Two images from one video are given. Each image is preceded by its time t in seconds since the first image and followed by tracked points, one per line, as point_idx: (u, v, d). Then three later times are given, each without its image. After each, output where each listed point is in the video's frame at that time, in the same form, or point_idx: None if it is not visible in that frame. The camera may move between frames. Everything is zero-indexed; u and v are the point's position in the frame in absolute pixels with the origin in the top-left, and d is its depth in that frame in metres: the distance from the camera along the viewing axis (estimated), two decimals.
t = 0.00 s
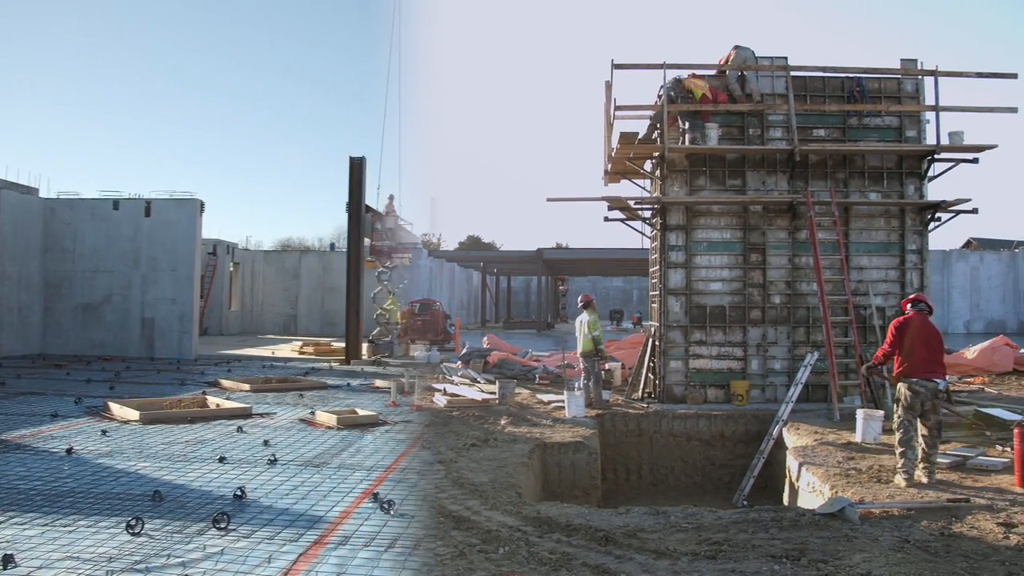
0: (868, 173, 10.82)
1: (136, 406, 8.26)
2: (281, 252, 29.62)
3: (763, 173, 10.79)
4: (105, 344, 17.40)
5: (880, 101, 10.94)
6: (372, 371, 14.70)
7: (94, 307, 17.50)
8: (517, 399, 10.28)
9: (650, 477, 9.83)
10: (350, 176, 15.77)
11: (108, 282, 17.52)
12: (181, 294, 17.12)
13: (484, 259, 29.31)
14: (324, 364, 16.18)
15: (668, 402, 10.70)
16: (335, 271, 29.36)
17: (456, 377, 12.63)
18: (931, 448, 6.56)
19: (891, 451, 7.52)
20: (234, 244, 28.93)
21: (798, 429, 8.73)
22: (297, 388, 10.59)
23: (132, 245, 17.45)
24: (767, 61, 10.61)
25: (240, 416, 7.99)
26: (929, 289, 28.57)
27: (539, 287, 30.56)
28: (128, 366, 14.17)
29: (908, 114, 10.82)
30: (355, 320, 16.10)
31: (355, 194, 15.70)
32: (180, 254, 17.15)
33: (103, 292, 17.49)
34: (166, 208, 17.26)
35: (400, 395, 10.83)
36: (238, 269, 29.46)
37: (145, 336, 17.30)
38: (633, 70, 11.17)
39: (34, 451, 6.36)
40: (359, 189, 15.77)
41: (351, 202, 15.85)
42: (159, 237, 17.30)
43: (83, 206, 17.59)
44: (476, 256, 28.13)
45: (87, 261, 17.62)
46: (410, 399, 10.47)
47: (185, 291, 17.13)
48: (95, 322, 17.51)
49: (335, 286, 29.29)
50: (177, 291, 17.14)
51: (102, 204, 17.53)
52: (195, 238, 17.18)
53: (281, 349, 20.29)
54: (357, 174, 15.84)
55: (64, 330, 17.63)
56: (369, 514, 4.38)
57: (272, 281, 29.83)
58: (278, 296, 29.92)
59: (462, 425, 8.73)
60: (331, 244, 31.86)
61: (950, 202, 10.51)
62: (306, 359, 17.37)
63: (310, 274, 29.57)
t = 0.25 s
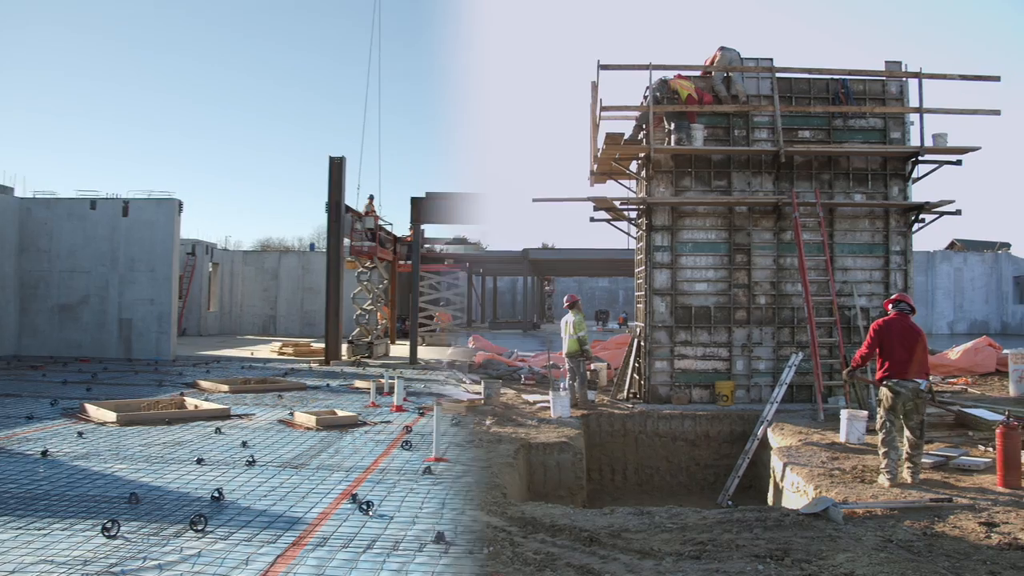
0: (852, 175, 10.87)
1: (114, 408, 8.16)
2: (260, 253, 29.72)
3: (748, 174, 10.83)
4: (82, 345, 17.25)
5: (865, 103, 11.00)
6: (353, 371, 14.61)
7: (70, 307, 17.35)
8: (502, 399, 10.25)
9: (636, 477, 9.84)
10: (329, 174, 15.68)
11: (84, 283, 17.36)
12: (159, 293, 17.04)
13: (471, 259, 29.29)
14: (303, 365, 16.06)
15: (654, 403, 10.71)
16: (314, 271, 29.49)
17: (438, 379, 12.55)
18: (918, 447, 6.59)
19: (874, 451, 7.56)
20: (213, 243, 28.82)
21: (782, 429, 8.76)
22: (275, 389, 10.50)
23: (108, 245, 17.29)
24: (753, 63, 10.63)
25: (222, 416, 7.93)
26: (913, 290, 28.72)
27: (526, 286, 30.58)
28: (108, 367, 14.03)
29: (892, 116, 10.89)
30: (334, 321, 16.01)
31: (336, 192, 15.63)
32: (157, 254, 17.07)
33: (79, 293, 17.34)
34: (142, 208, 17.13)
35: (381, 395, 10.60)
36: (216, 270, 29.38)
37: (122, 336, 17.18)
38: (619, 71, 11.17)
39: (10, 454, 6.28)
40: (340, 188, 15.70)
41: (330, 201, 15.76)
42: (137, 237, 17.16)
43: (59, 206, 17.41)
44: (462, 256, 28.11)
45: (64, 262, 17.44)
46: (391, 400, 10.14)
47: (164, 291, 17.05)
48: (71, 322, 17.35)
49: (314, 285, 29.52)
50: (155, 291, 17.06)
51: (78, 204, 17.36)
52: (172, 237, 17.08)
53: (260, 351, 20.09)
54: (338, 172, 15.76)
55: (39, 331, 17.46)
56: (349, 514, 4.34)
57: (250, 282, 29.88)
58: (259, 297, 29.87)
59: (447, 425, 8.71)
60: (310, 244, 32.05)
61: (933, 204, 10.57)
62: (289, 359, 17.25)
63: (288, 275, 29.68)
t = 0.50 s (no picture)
0: (838, 176, 10.92)
1: (93, 408, 8.09)
2: (239, 253, 29.94)
3: (734, 175, 10.86)
4: (58, 346, 17.18)
5: (850, 105, 11.04)
6: (332, 371, 14.55)
7: (46, 308, 17.28)
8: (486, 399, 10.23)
9: (621, 477, 9.83)
10: (309, 174, 15.69)
11: (60, 283, 17.26)
12: (137, 294, 16.94)
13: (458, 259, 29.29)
14: (282, 365, 15.97)
15: (639, 403, 10.73)
16: (291, 271, 29.88)
17: (419, 380, 12.49)
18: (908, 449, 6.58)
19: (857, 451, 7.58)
20: (191, 243, 29.10)
21: (767, 430, 8.79)
22: (256, 390, 10.45)
23: (84, 245, 17.20)
24: (738, 65, 10.65)
25: (203, 417, 7.90)
26: (898, 292, 28.85)
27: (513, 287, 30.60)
28: (90, 367, 13.93)
29: (877, 119, 10.93)
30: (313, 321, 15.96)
31: (313, 191, 15.61)
32: (134, 254, 16.99)
33: (56, 293, 17.26)
34: (118, 208, 17.08)
35: (360, 396, 10.28)
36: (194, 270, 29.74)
37: (99, 337, 17.10)
38: (605, 72, 11.18)
39: None
40: (318, 188, 15.70)
41: (308, 202, 15.74)
42: (114, 237, 17.07)
43: (34, 206, 17.33)
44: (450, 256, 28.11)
45: (39, 262, 17.35)
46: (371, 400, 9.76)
47: (142, 291, 16.94)
48: (48, 323, 17.28)
49: (294, 286, 29.77)
50: (132, 291, 16.97)
51: (54, 204, 17.26)
52: (149, 236, 16.96)
53: (240, 351, 19.99)
54: (316, 172, 15.77)
55: (15, 332, 17.44)
56: (328, 515, 4.32)
57: (229, 282, 30.02)
58: (235, 297, 30.22)
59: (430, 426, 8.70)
60: (290, 243, 32.27)
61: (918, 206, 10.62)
62: (269, 360, 17.17)
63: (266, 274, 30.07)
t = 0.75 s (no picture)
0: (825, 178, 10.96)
1: (71, 409, 8.01)
2: (220, 252, 30.33)
3: (719, 176, 10.89)
4: (36, 346, 17.04)
5: (836, 106, 11.09)
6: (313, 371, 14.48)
7: (23, 308, 17.12)
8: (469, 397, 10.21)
9: (606, 477, 9.84)
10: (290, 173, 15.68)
11: (38, 282, 17.11)
12: (115, 293, 16.90)
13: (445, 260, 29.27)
14: (262, 365, 15.87)
15: (624, 404, 10.73)
16: (272, 270, 30.37)
17: (400, 380, 12.45)
18: (899, 447, 6.62)
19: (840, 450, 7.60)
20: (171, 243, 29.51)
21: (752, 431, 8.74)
22: (236, 390, 10.38)
23: (62, 244, 17.06)
24: (724, 66, 10.68)
25: (182, 417, 7.84)
26: (882, 293, 28.97)
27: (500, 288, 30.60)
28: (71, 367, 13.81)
29: (863, 121, 10.99)
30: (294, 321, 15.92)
31: (294, 190, 15.58)
32: (113, 253, 16.92)
33: (33, 292, 17.10)
34: (97, 206, 16.98)
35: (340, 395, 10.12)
36: (174, 269, 29.97)
37: (78, 336, 17.02)
38: (592, 72, 11.20)
39: None
40: (299, 186, 15.66)
41: (290, 201, 15.71)
42: (92, 236, 16.97)
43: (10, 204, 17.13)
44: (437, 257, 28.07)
45: (15, 262, 17.17)
46: (350, 399, 9.64)
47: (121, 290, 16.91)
48: (26, 323, 17.13)
49: (275, 286, 30.33)
50: (112, 291, 16.92)
51: (31, 202, 17.08)
52: (128, 235, 16.91)
53: (220, 351, 19.90)
54: (297, 170, 15.72)
55: None
56: (307, 515, 4.30)
57: (210, 281, 30.49)
58: (215, 296, 30.48)
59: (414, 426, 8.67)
60: (271, 243, 32.44)
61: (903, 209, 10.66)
62: (249, 360, 16.98)
63: (247, 274, 30.45)
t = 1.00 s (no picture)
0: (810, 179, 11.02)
1: (49, 411, 7.94)
2: (201, 252, 30.36)
3: (704, 177, 10.93)
4: (15, 347, 16.90)
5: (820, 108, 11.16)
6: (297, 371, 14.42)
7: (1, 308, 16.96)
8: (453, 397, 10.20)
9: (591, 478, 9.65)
10: (271, 172, 15.65)
11: (16, 282, 16.96)
12: (95, 294, 16.79)
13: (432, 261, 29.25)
14: (243, 366, 15.77)
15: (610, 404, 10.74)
16: (254, 270, 30.44)
17: (383, 380, 12.41)
18: (888, 445, 6.62)
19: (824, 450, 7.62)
20: (152, 243, 29.45)
21: (738, 432, 8.72)
22: (217, 390, 10.31)
23: (41, 244, 16.91)
24: (710, 67, 10.71)
25: (162, 417, 7.78)
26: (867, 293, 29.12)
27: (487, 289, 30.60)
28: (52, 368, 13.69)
29: (848, 122, 11.06)
30: (276, 322, 15.86)
31: (276, 188, 15.55)
32: (93, 253, 16.80)
33: (11, 293, 16.95)
34: (77, 206, 16.85)
35: (322, 395, 10.10)
36: (155, 269, 29.95)
37: (57, 337, 16.88)
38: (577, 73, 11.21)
39: None
40: (281, 185, 15.62)
41: (271, 201, 15.67)
42: (71, 236, 16.83)
43: None
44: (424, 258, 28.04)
45: None
46: (332, 399, 9.66)
47: (100, 291, 16.80)
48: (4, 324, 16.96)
49: (256, 285, 30.40)
50: (92, 291, 16.81)
51: (9, 202, 16.93)
52: (109, 235, 16.79)
53: (202, 351, 19.80)
54: (278, 169, 15.68)
55: None
56: (288, 516, 4.28)
57: (191, 281, 30.48)
58: (196, 296, 30.46)
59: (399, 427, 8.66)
60: (253, 244, 32.38)
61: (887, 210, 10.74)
62: (231, 360, 17.01)
63: (229, 274, 30.51)
